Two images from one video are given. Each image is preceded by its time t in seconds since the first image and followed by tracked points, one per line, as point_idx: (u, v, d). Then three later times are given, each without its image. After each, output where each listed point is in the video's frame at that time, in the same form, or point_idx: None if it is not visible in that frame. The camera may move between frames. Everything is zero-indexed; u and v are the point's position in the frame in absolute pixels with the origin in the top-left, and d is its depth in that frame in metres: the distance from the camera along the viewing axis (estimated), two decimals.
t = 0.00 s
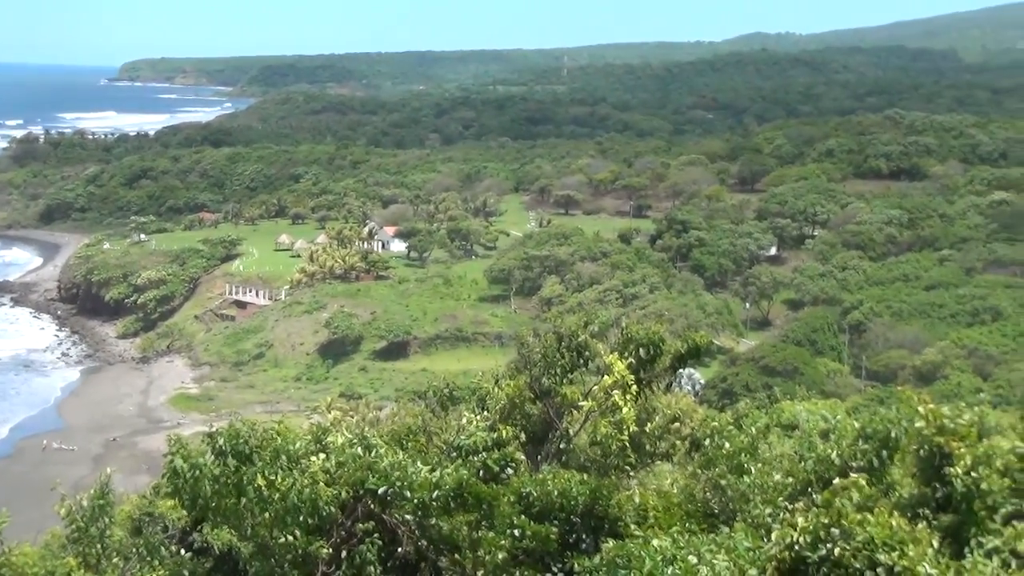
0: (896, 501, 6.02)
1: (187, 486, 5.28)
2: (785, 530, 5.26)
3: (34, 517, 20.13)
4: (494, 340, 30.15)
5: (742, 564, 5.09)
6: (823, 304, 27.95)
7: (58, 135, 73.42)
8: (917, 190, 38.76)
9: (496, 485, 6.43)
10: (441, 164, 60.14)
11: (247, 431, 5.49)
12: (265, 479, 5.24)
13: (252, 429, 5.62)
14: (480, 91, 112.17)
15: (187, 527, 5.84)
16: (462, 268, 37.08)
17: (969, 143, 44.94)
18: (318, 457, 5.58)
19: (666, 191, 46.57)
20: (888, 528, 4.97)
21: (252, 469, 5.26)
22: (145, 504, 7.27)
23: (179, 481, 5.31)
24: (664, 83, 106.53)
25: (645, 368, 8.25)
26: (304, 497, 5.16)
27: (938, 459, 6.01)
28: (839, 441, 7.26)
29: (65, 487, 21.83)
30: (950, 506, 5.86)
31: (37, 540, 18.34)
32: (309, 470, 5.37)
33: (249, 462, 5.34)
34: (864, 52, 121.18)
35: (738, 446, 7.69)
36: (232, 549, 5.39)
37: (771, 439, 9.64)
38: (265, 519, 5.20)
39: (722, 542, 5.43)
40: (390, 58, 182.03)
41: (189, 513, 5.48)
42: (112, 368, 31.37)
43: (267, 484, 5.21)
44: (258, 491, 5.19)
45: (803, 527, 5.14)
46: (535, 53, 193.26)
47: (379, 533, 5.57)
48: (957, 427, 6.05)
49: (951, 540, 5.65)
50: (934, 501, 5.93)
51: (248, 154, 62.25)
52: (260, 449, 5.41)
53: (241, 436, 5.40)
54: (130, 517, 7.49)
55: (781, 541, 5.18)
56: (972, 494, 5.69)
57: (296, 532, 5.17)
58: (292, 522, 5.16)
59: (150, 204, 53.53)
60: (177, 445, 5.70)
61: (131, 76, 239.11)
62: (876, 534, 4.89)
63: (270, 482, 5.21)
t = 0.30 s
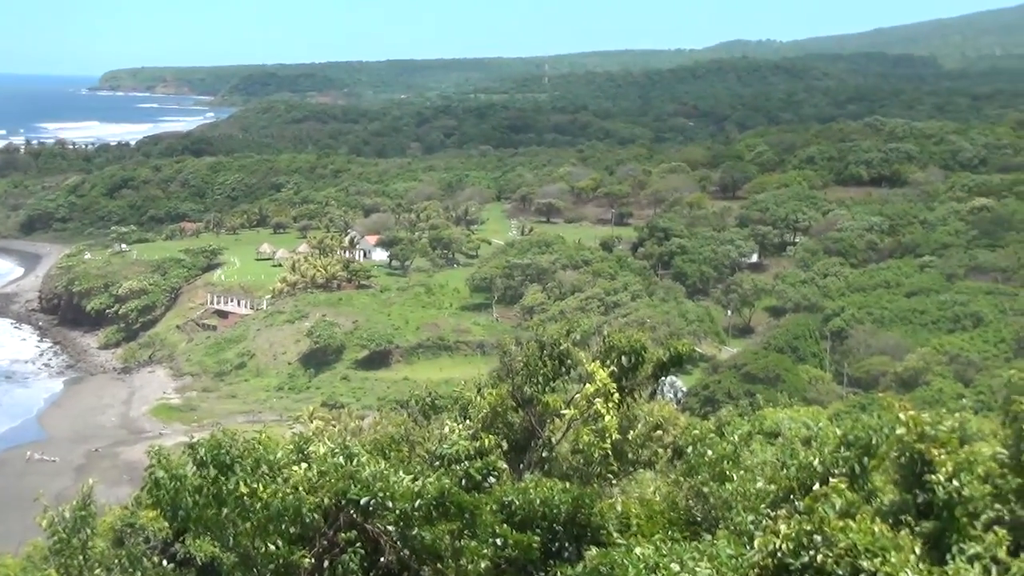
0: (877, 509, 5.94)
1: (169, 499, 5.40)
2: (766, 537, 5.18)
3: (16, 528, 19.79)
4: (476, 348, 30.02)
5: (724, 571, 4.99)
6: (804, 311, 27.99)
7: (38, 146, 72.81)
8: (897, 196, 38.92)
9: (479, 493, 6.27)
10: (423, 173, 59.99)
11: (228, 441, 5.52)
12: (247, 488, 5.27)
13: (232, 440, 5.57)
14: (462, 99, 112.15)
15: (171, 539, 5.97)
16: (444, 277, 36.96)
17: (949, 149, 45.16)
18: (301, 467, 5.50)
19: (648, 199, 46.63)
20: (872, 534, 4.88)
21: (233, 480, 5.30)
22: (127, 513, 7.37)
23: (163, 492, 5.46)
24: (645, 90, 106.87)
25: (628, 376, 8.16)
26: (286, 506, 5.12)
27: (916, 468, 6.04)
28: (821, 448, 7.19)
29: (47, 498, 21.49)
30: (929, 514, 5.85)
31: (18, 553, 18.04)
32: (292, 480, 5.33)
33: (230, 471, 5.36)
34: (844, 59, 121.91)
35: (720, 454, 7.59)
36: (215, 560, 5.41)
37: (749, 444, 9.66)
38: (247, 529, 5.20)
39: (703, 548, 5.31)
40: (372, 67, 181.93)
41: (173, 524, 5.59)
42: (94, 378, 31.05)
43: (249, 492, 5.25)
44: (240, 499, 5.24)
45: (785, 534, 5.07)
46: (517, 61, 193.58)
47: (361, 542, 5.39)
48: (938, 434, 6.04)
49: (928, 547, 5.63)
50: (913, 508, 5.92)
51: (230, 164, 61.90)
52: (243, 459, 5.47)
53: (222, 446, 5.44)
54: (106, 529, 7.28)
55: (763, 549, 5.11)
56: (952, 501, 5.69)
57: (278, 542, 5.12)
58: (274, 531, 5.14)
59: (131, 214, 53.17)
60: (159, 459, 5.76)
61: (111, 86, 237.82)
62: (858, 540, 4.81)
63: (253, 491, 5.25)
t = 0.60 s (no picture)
0: (855, 531, 5.94)
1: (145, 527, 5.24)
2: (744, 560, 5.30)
3: None
4: (455, 372, 29.81)
5: None
6: (783, 333, 28.04)
7: (15, 172, 72.16)
8: (875, 219, 39.18)
9: (460, 518, 6.19)
10: (401, 197, 59.88)
11: (207, 466, 5.46)
12: (226, 513, 5.16)
13: (212, 465, 5.59)
14: (440, 124, 112.32)
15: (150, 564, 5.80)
16: (422, 301, 36.81)
17: (925, 170, 45.52)
18: (281, 492, 5.38)
19: (626, 223, 46.74)
20: (853, 558, 4.82)
21: (211, 505, 5.21)
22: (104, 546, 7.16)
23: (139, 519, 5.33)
24: (623, 114, 107.53)
25: (607, 400, 8.07)
26: (266, 531, 5.01)
27: (900, 488, 5.89)
28: (803, 469, 7.22)
29: (24, 525, 21.14)
30: (912, 535, 5.76)
31: None
32: (271, 505, 5.19)
33: (209, 498, 5.27)
34: (820, 82, 123.17)
35: (699, 476, 7.55)
36: None
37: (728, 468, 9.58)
38: (227, 554, 5.10)
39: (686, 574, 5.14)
40: (350, 92, 182.17)
41: (150, 552, 5.44)
42: (72, 405, 30.63)
43: (228, 518, 5.13)
44: (218, 525, 5.12)
45: (765, 557, 5.17)
46: (495, 86, 194.49)
47: (341, 568, 5.22)
48: (918, 455, 5.95)
49: (909, 567, 5.59)
50: (894, 529, 5.83)
51: (208, 190, 61.56)
52: (223, 484, 5.35)
53: (201, 472, 5.35)
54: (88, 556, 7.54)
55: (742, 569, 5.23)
56: (933, 524, 5.61)
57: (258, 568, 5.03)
58: (254, 557, 5.04)
59: (109, 240, 52.67)
60: (136, 483, 5.67)
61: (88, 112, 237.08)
62: (841, 562, 4.77)
63: (232, 516, 5.13)
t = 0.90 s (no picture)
0: (836, 542, 5.88)
1: (124, 545, 5.33)
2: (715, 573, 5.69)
3: None
4: (434, 387, 29.62)
5: None
6: (761, 345, 28.08)
7: None
8: (852, 231, 39.40)
9: (439, 532, 6.10)
10: (379, 212, 59.68)
11: (188, 482, 5.62)
12: (204, 531, 5.30)
13: (193, 481, 5.74)
14: (418, 138, 112.18)
15: None
16: (400, 316, 36.63)
17: (901, 182, 45.85)
18: (259, 507, 5.61)
19: (604, 236, 46.78)
20: (830, 567, 5.17)
21: (189, 524, 5.33)
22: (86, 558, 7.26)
23: (117, 535, 5.39)
24: (601, 127, 107.90)
25: (586, 414, 7.99)
26: (244, 547, 5.16)
27: (878, 498, 5.85)
28: (780, 481, 7.41)
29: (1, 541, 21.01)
30: (892, 545, 5.71)
31: None
32: (250, 520, 5.40)
33: (188, 516, 5.45)
34: (796, 94, 124.13)
35: (679, 489, 7.40)
36: None
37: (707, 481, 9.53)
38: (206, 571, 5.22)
39: None
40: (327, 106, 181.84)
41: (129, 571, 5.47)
42: (50, 422, 30.30)
43: (206, 536, 5.26)
44: (197, 543, 5.24)
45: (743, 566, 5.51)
46: (473, 100, 194.70)
47: None
48: (898, 465, 5.93)
49: None
50: (875, 540, 5.80)
51: (186, 205, 61.08)
52: (203, 501, 5.53)
53: (180, 488, 5.53)
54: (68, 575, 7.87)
55: None
56: (912, 534, 5.60)
57: None
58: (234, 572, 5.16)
59: (87, 255, 52.07)
60: (115, 501, 5.68)
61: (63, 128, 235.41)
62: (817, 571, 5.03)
63: (210, 534, 5.26)
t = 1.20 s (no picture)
0: (817, 547, 5.92)
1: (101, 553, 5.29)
2: None
3: None
4: (414, 393, 29.44)
5: None
6: (742, 350, 28.12)
7: None
8: (831, 237, 39.58)
9: (419, 539, 6.23)
10: (359, 218, 59.45)
11: (166, 491, 5.59)
12: (186, 541, 5.32)
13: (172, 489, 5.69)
14: (398, 144, 111.98)
15: None
16: (380, 322, 36.46)
17: (879, 187, 46.11)
18: (239, 515, 5.72)
19: (583, 242, 46.77)
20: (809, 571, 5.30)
21: (169, 534, 5.34)
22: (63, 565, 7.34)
23: (96, 542, 5.33)
24: (581, 133, 108.11)
25: (566, 419, 7.95)
26: (224, 559, 5.25)
27: (858, 503, 5.85)
28: (761, 487, 7.40)
29: None
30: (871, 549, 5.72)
31: None
32: (231, 530, 5.46)
33: (166, 525, 5.43)
34: (775, 101, 124.91)
35: (660, 495, 7.30)
36: None
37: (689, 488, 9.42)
38: None
39: None
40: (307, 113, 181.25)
41: None
42: (28, 431, 30.04)
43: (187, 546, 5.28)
44: (177, 553, 5.26)
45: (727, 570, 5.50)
46: (454, 106, 194.75)
47: None
48: (877, 470, 5.89)
49: None
50: (855, 545, 5.80)
51: (165, 212, 60.60)
52: (183, 509, 5.53)
53: (159, 497, 5.49)
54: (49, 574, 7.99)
55: None
56: (892, 537, 5.53)
57: None
58: None
59: (66, 262, 51.52)
60: (92, 507, 5.59)
61: (40, 136, 233.71)
62: None
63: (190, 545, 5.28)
